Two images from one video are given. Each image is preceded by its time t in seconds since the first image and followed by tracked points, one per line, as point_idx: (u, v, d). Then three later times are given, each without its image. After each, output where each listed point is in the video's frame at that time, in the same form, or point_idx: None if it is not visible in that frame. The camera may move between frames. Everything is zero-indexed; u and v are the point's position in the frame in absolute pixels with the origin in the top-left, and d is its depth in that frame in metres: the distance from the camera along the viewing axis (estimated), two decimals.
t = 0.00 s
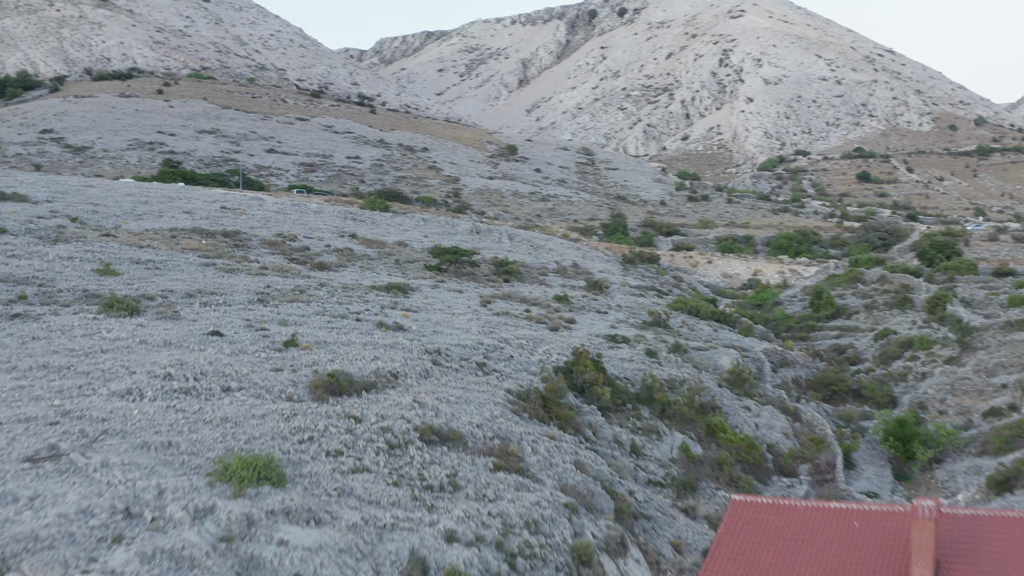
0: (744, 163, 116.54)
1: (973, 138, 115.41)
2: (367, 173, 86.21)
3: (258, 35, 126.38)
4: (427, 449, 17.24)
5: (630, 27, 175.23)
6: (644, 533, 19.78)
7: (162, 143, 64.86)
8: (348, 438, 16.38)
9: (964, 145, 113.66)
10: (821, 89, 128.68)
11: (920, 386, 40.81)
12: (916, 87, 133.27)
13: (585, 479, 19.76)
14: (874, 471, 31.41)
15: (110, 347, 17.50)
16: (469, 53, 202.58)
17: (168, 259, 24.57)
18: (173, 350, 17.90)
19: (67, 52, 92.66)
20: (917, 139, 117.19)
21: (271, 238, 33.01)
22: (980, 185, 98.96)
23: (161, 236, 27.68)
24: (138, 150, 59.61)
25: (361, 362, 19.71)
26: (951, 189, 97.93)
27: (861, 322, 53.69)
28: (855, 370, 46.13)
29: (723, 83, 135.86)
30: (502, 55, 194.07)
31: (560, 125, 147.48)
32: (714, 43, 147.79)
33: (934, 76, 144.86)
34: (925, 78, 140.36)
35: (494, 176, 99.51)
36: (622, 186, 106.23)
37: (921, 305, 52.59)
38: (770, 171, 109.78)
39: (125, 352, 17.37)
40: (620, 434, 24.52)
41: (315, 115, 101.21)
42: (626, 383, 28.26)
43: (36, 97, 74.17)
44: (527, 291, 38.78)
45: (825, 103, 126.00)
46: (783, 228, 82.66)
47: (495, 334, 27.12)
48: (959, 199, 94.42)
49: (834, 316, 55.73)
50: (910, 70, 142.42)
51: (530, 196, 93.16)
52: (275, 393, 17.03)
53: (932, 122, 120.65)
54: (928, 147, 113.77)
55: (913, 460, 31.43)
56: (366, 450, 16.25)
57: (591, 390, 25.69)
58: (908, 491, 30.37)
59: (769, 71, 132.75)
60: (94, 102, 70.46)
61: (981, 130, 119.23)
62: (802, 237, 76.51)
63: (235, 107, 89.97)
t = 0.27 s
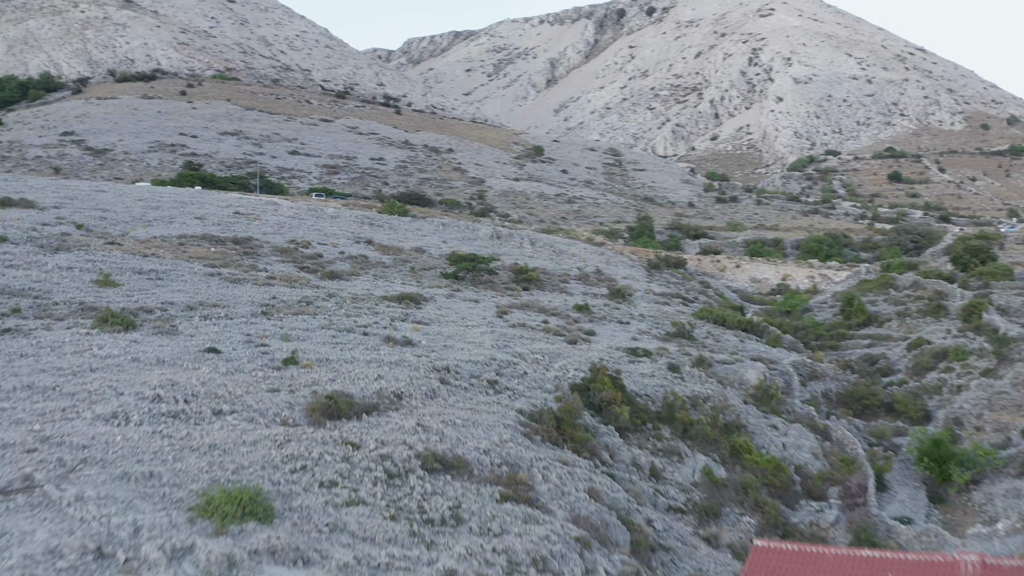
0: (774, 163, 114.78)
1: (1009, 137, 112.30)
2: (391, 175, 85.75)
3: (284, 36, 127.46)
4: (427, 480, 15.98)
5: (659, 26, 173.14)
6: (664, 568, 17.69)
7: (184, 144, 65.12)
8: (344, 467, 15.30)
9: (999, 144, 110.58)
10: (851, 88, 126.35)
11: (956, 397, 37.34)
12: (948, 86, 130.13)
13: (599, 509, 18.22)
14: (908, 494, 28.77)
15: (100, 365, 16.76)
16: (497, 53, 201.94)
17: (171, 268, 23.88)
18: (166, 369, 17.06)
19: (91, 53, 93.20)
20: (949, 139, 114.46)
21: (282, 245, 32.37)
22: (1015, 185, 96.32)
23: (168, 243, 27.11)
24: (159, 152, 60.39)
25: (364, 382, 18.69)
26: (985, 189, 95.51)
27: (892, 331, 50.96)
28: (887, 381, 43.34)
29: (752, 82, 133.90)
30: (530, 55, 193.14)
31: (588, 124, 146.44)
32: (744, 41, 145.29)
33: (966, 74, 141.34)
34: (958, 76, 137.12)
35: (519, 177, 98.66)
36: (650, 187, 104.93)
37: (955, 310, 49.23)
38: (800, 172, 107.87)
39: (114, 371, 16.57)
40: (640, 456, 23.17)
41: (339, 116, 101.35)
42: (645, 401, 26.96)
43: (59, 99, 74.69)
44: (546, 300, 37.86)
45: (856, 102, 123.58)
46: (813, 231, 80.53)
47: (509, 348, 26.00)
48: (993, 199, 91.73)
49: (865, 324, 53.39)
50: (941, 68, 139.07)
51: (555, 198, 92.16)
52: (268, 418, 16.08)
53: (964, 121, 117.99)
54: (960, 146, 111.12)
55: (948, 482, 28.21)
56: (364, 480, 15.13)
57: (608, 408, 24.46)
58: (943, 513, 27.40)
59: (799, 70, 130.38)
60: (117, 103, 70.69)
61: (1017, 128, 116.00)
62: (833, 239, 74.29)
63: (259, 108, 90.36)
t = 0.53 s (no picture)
0: (804, 164, 112.44)
1: None
2: (415, 177, 85.04)
3: (309, 37, 127.86)
4: (427, 515, 14.62)
5: (687, 25, 170.67)
6: None
7: (205, 146, 65.87)
8: (337, 502, 14.08)
9: None
10: (882, 87, 123.89)
11: (991, 413, 34.17)
12: (980, 85, 126.90)
13: (614, 543, 16.47)
14: (941, 520, 25.99)
15: (88, 386, 15.96)
16: (525, 53, 200.74)
17: (174, 279, 23.12)
18: (156, 391, 16.20)
19: (115, 54, 93.64)
20: (982, 139, 111.60)
21: (294, 253, 31.68)
22: None
23: (175, 252, 26.49)
24: (179, 155, 61.47)
25: (364, 405, 17.64)
26: (1020, 189, 93.00)
27: (926, 340, 48.08)
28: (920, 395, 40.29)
29: (782, 82, 131.00)
30: (558, 55, 191.85)
31: (616, 125, 145.96)
32: (773, 40, 142.46)
33: (1000, 73, 137.68)
34: (989, 75, 133.86)
35: (545, 179, 97.45)
36: (678, 189, 103.17)
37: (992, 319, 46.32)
38: (830, 172, 105.88)
39: (102, 394, 15.76)
40: (662, 483, 21.57)
41: (363, 118, 101.10)
42: (666, 422, 25.58)
43: (81, 101, 75.11)
44: (565, 310, 36.91)
45: (887, 102, 120.99)
46: (844, 234, 78.17)
47: (522, 364, 24.84)
48: None
49: (898, 333, 50.69)
50: (973, 67, 135.62)
51: (581, 200, 90.91)
52: (260, 446, 15.12)
53: (997, 121, 115.46)
54: (995, 146, 108.39)
55: (986, 508, 25.34)
56: (360, 516, 13.85)
57: (626, 430, 23.13)
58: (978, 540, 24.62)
59: (829, 69, 127.75)
60: (139, 105, 71.07)
61: None
62: (864, 243, 72.06)
63: (282, 110, 90.83)
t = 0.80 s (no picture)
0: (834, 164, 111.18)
1: None
2: (439, 180, 84.34)
3: (334, 38, 128.24)
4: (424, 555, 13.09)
5: (716, 25, 167.86)
6: None
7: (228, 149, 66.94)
8: (328, 541, 12.71)
9: None
10: (914, 86, 121.38)
11: None
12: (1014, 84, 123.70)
13: None
14: (981, 550, 23.73)
15: (73, 411, 15.13)
16: (553, 53, 199.40)
17: (177, 291, 22.37)
18: (143, 417, 15.33)
19: (138, 57, 94.32)
20: (1017, 139, 108.87)
21: (306, 261, 31.09)
22: None
23: (182, 262, 25.92)
24: (202, 157, 62.27)
25: (363, 432, 16.61)
26: None
27: (963, 350, 45.45)
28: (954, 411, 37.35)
29: (812, 81, 128.79)
30: (586, 55, 190.21)
31: (645, 125, 144.85)
32: (803, 39, 139.42)
33: None
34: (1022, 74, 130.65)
35: (571, 181, 96.17)
36: (706, 190, 101.30)
37: None
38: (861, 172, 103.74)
39: (86, 419, 14.90)
40: (683, 514, 19.69)
41: (388, 119, 100.74)
42: (688, 446, 24.10)
43: (103, 103, 75.63)
44: (585, 321, 35.89)
45: (919, 102, 118.77)
46: (876, 238, 75.76)
47: (537, 383, 23.63)
48: None
49: (932, 342, 48.02)
50: (1007, 66, 132.21)
51: (608, 203, 89.53)
52: (249, 478, 14.10)
53: None
54: None
55: None
56: (350, 558, 12.41)
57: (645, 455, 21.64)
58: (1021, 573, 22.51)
59: (859, 68, 125.01)
60: (161, 108, 71.81)
61: None
62: (897, 247, 69.90)
63: (306, 112, 91.41)
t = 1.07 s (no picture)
0: (865, 165, 108.87)
1: None
2: (464, 182, 83.53)
3: (360, 38, 128.26)
4: None
5: (746, 24, 164.94)
6: None
7: (249, 151, 68.92)
8: None
9: None
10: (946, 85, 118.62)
11: None
12: None
13: None
14: None
15: (54, 438, 14.28)
16: (581, 53, 197.76)
17: (178, 304, 21.60)
18: (127, 444, 14.45)
19: (162, 58, 94.76)
20: None
21: (317, 271, 30.43)
22: None
23: (188, 272, 25.33)
24: (223, 161, 63.41)
25: (361, 463, 15.53)
26: None
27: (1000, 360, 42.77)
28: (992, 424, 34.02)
29: (842, 81, 126.17)
30: (615, 54, 187.84)
31: (673, 125, 142.88)
32: (833, 38, 136.46)
33: None
34: None
35: (598, 183, 94.77)
36: (735, 192, 99.28)
37: None
38: (892, 173, 101.35)
39: (67, 447, 14.04)
40: (704, 548, 17.73)
41: (413, 120, 100.21)
42: (712, 472, 22.49)
43: (126, 105, 76.04)
44: (605, 334, 34.80)
45: (951, 101, 116.17)
46: (908, 242, 73.43)
47: (551, 405, 22.42)
48: None
49: (967, 352, 45.40)
50: None
51: (635, 205, 88.02)
52: (233, 515, 12.99)
53: None
54: None
55: None
56: None
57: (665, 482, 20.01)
58: None
59: (890, 68, 122.21)
60: (184, 109, 73.95)
61: None
62: (930, 251, 67.63)
63: (330, 113, 91.71)
